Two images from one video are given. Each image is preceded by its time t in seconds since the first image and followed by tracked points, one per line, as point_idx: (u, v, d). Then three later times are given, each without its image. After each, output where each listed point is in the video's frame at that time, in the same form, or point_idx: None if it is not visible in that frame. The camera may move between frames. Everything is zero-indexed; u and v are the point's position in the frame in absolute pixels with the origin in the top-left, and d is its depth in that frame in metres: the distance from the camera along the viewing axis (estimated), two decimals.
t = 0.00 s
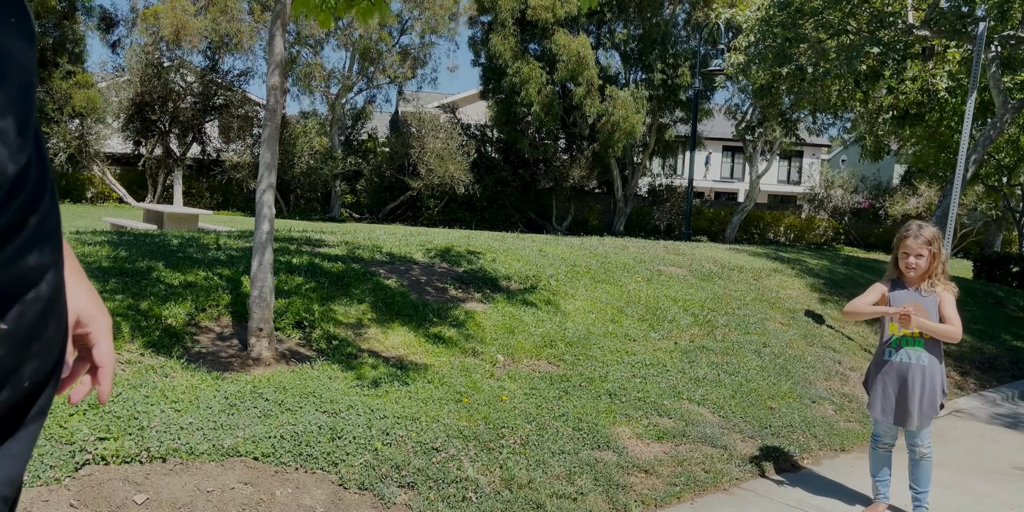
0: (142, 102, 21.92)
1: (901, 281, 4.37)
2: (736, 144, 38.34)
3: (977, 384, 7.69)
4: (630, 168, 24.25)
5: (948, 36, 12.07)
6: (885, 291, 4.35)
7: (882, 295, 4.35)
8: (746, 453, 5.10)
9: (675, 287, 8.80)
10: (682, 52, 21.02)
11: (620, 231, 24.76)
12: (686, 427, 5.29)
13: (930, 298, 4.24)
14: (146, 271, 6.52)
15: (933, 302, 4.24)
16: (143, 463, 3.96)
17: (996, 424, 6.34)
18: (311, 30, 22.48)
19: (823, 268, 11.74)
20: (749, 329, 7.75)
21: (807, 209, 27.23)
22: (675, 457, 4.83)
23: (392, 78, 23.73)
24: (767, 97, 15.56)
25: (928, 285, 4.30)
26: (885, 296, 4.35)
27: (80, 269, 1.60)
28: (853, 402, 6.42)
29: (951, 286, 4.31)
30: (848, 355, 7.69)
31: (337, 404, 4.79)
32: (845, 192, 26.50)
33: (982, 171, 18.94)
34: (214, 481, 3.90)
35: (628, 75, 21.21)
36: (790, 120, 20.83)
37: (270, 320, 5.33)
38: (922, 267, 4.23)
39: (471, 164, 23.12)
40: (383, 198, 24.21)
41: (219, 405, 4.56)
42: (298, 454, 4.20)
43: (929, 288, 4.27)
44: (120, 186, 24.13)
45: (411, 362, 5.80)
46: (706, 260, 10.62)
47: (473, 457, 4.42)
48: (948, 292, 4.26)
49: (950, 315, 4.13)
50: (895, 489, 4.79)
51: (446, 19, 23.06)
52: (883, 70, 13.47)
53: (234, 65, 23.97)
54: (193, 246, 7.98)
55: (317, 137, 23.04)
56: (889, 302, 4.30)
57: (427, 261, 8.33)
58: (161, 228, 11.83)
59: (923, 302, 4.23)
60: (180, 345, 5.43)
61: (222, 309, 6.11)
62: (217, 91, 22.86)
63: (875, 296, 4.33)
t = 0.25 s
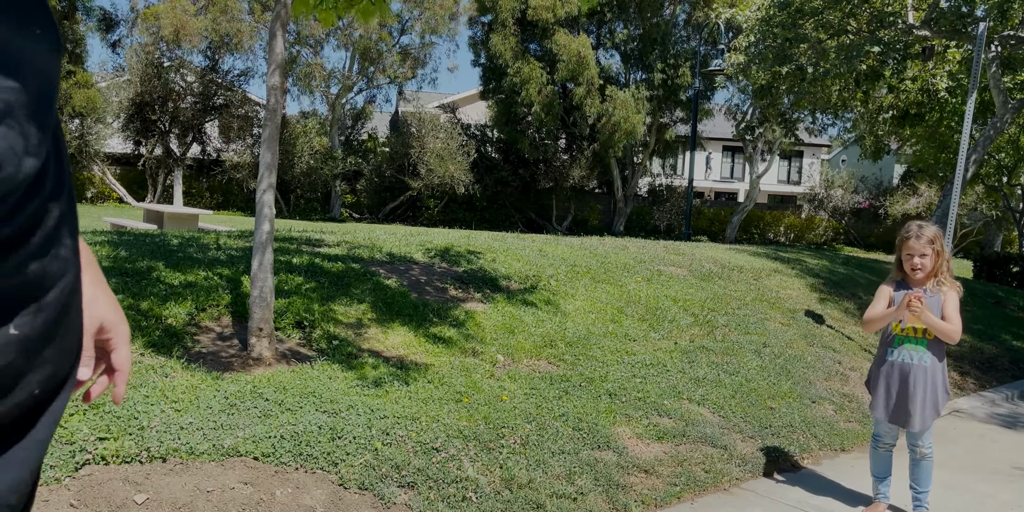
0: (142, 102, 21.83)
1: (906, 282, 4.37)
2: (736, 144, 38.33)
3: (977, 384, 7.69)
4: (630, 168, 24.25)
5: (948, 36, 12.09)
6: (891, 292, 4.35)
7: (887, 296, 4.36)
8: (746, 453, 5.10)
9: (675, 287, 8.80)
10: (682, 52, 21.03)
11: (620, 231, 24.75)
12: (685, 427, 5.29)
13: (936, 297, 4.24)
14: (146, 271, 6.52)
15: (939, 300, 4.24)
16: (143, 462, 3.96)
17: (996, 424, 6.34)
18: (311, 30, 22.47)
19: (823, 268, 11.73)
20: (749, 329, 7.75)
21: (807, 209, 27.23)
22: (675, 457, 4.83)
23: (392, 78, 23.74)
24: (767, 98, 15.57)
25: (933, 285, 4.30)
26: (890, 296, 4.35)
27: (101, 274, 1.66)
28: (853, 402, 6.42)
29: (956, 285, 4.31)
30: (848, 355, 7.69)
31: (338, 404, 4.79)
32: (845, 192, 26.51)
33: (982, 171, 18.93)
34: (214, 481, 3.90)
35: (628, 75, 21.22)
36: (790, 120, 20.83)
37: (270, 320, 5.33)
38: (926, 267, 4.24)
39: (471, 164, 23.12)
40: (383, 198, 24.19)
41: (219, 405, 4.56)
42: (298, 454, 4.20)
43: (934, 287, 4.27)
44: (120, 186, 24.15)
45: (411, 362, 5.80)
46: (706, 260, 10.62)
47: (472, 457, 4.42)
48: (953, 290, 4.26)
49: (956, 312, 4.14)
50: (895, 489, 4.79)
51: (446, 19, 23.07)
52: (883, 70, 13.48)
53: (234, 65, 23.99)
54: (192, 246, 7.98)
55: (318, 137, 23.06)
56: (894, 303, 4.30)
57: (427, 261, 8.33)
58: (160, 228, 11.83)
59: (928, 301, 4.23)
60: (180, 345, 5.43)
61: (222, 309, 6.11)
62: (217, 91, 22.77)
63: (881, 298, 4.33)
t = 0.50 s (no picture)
0: (142, 102, 21.47)
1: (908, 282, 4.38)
2: (736, 145, 38.34)
3: (977, 384, 7.69)
4: (630, 168, 24.25)
5: (947, 36, 12.12)
6: (892, 292, 4.36)
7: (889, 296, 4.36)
8: (747, 452, 5.09)
9: (675, 287, 8.80)
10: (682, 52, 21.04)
11: (620, 231, 24.75)
12: (685, 427, 5.29)
13: (938, 296, 4.25)
14: (145, 271, 6.53)
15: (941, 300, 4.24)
16: (143, 462, 3.95)
17: (996, 424, 6.34)
18: (312, 30, 22.44)
19: (823, 268, 11.74)
20: (749, 329, 7.75)
21: (807, 209, 27.24)
22: (675, 457, 4.83)
23: (392, 78, 23.75)
24: (767, 98, 15.57)
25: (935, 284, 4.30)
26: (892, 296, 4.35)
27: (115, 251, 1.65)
28: (853, 402, 6.42)
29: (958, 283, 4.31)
30: (848, 354, 7.70)
31: (338, 403, 4.79)
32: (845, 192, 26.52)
33: (982, 171, 18.94)
34: (214, 480, 3.90)
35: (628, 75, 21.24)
36: (790, 120, 20.84)
37: (270, 319, 5.33)
38: (928, 266, 4.24)
39: (471, 164, 23.11)
40: (383, 198, 24.17)
41: (220, 405, 4.56)
42: (298, 453, 4.20)
43: (936, 286, 4.28)
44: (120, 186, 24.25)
45: (411, 361, 5.80)
46: (706, 260, 10.62)
47: (473, 457, 4.42)
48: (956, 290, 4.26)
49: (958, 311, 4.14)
50: (895, 489, 4.79)
51: (446, 19, 23.07)
52: (883, 69, 13.48)
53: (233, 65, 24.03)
54: (192, 246, 7.99)
55: (318, 137, 23.08)
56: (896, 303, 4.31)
57: (427, 261, 8.33)
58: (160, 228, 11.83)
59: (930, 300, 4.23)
60: (180, 345, 5.43)
61: (222, 309, 6.11)
62: (217, 91, 22.86)
63: (884, 298, 4.33)
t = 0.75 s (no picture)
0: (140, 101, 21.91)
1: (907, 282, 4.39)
2: (737, 144, 38.34)
3: (977, 384, 7.69)
4: (630, 168, 24.26)
5: (947, 36, 12.13)
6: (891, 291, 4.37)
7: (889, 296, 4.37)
8: (746, 452, 5.10)
9: (675, 287, 8.80)
10: (682, 52, 21.06)
11: (620, 231, 24.75)
12: (685, 427, 5.29)
13: (938, 296, 4.25)
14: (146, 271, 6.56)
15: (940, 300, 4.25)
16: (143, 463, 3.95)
17: (995, 424, 6.34)
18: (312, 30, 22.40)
19: (823, 268, 11.74)
20: (749, 329, 7.76)
21: (807, 209, 27.24)
22: (675, 457, 4.83)
23: (392, 78, 23.77)
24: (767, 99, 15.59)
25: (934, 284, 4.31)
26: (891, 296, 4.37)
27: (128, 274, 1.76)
28: (853, 402, 6.43)
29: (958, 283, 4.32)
30: (849, 355, 7.69)
31: (337, 403, 4.78)
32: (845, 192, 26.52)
33: (983, 171, 18.95)
34: (214, 481, 3.90)
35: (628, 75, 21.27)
36: (790, 120, 20.84)
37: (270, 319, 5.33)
38: (927, 266, 4.25)
39: (471, 164, 23.11)
40: (383, 198, 24.16)
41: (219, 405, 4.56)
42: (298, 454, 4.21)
43: (935, 286, 4.28)
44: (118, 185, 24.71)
45: (411, 362, 5.80)
46: (706, 260, 10.63)
47: (473, 457, 4.42)
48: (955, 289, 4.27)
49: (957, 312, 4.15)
50: (895, 489, 4.79)
51: (446, 19, 23.08)
52: (883, 70, 13.50)
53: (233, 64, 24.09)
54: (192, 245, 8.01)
55: (317, 138, 23.12)
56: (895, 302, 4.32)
57: (427, 261, 8.34)
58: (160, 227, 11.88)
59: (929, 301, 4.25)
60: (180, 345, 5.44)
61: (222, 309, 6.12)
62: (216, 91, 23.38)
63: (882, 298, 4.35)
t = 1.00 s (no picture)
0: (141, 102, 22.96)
1: (905, 281, 4.38)
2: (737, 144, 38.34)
3: (977, 384, 7.68)
4: (630, 168, 24.24)
5: (947, 36, 12.13)
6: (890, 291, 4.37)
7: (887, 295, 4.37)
8: (746, 452, 5.11)
9: (675, 287, 8.79)
10: (682, 52, 21.07)
11: (620, 231, 24.73)
12: (685, 427, 5.29)
13: (935, 295, 4.25)
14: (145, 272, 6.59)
15: (939, 299, 4.26)
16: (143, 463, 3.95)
17: (995, 424, 6.34)
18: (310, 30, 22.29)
19: (823, 268, 11.73)
20: (749, 329, 7.76)
21: (807, 209, 27.24)
22: (675, 457, 4.83)
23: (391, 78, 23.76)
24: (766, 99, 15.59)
25: (932, 283, 4.31)
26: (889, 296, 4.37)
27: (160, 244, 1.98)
28: (853, 402, 6.42)
29: (956, 281, 4.31)
30: (848, 355, 7.69)
31: (337, 404, 4.78)
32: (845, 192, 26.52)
33: (983, 171, 18.95)
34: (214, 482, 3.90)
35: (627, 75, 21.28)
36: (790, 120, 20.83)
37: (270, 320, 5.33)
38: (925, 266, 4.23)
39: (471, 164, 23.08)
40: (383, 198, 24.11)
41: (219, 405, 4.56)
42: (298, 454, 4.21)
43: (933, 285, 4.28)
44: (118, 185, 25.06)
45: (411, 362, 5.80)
46: (706, 260, 10.62)
47: (472, 457, 4.42)
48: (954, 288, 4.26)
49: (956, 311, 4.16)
50: (895, 489, 4.78)
51: (446, 19, 23.07)
52: (882, 70, 13.49)
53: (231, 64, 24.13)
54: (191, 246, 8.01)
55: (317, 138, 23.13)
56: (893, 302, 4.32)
57: (426, 261, 8.33)
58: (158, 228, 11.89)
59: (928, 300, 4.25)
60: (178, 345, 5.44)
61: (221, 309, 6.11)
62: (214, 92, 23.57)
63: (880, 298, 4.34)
